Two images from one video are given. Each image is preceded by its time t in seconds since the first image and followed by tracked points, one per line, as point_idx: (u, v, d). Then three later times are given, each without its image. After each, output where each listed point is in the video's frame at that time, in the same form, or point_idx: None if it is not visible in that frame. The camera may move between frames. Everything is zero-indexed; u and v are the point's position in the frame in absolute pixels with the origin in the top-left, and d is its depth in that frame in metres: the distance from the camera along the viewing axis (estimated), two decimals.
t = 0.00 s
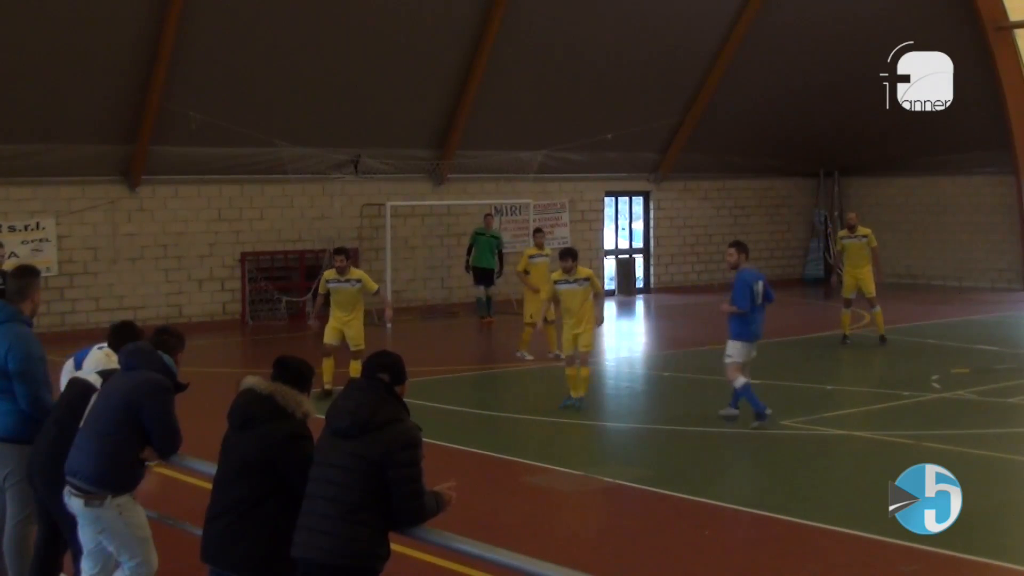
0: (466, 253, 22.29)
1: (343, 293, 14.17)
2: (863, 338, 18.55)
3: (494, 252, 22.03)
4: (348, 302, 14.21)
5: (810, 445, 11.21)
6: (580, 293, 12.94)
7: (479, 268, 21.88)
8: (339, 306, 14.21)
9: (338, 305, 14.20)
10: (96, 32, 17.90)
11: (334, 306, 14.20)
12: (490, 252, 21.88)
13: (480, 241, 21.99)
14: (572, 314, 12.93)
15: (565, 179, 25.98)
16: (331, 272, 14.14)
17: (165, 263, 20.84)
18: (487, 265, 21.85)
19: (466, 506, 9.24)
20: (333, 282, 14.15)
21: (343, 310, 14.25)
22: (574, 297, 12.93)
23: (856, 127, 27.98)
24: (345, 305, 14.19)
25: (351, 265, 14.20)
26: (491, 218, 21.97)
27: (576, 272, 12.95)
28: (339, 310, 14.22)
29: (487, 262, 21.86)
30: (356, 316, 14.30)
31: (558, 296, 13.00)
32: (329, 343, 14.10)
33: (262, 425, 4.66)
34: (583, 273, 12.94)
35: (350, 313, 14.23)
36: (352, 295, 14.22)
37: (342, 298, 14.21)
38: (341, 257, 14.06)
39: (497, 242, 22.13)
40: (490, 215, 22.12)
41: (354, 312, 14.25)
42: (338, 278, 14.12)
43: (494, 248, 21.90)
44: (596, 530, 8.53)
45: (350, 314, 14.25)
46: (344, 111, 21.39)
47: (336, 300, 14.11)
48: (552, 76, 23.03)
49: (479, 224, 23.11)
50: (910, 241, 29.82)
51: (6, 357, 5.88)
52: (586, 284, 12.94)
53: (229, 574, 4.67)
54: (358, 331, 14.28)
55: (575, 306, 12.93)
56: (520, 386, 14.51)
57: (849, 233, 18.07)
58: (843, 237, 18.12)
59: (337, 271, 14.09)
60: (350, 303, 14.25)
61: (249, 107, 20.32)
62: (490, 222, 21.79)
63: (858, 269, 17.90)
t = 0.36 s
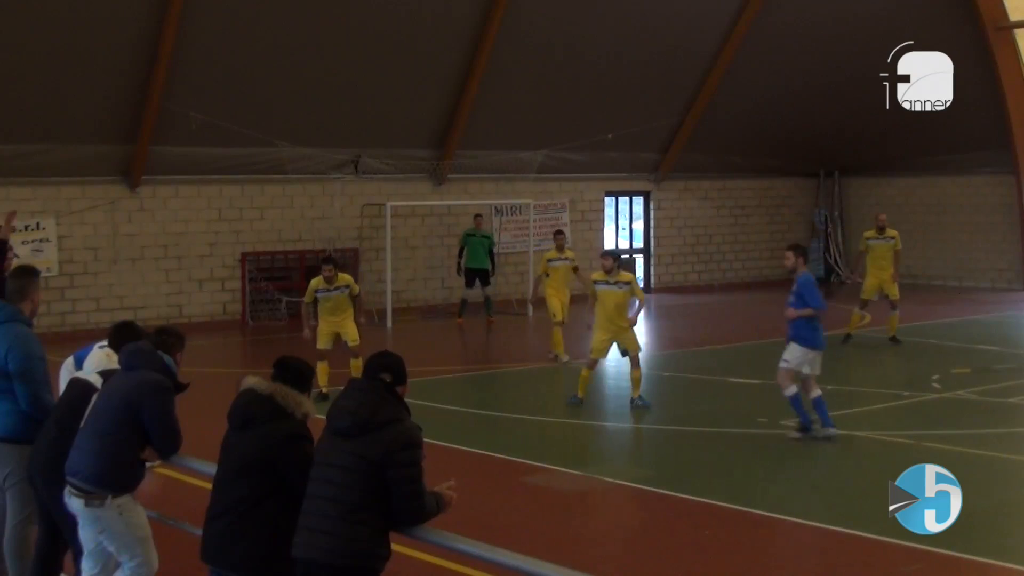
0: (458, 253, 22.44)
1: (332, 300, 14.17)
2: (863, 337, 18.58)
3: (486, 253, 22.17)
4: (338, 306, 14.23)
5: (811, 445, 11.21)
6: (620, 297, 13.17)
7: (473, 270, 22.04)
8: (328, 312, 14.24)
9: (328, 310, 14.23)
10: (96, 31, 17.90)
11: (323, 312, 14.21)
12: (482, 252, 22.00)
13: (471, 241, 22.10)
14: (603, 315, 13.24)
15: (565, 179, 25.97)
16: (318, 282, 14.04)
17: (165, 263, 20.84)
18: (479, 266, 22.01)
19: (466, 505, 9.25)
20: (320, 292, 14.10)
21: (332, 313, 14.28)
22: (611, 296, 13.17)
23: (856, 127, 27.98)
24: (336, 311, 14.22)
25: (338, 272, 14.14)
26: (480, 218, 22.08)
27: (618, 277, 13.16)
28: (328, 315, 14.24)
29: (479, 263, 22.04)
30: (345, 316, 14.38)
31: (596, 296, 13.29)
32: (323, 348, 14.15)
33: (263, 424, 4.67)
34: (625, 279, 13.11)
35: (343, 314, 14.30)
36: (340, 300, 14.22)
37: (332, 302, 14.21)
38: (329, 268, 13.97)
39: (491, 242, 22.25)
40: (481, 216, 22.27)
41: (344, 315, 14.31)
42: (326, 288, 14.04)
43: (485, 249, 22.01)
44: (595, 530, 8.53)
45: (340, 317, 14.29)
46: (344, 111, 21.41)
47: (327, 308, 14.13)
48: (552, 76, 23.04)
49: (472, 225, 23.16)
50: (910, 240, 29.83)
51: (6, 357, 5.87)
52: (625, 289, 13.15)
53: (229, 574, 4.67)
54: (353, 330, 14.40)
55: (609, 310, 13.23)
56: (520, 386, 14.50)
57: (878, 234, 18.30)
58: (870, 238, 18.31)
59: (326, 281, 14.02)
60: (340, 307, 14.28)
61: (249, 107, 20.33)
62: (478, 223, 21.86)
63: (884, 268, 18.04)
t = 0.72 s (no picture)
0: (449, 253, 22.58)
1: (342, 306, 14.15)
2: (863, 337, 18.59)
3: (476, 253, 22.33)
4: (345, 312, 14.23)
5: (810, 445, 11.21)
6: (651, 298, 13.04)
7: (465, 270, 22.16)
8: (333, 315, 14.19)
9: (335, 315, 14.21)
10: (96, 31, 17.90)
11: (329, 317, 14.19)
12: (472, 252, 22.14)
13: (461, 242, 22.23)
14: (641, 319, 13.04)
15: (565, 179, 25.98)
16: (329, 286, 14.07)
17: (164, 263, 20.84)
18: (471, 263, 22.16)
19: (466, 505, 9.25)
20: (330, 297, 14.09)
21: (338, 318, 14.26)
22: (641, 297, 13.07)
23: (856, 127, 27.99)
24: (343, 316, 14.21)
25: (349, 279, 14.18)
26: (465, 218, 22.20)
27: (646, 278, 13.08)
28: (333, 320, 14.20)
29: (471, 262, 22.19)
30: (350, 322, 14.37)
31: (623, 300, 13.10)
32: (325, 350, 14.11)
33: (263, 424, 4.67)
34: (653, 279, 13.03)
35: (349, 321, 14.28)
36: (349, 306, 14.21)
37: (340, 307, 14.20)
38: (341, 272, 14.02)
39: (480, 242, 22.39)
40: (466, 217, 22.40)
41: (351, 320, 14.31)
42: (337, 293, 14.06)
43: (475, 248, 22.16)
44: (595, 530, 8.51)
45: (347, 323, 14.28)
46: (344, 111, 21.41)
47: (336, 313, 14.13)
48: (552, 76, 23.05)
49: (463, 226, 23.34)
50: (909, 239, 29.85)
51: (6, 357, 5.87)
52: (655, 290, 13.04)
53: (229, 574, 4.68)
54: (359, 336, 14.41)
55: (644, 313, 13.04)
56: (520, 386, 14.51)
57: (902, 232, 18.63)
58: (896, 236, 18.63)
59: (337, 285, 14.05)
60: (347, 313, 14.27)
61: (249, 107, 20.33)
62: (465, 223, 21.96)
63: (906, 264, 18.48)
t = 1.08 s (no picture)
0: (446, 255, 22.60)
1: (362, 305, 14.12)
2: (857, 335, 18.64)
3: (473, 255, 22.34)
4: (362, 309, 14.19)
5: (805, 443, 11.22)
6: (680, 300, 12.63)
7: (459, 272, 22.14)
8: (351, 312, 14.15)
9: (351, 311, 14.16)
10: (91, 31, 17.89)
11: (347, 312, 14.14)
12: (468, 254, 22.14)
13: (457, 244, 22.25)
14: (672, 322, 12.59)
15: (559, 179, 25.99)
16: (356, 285, 13.96)
17: (158, 262, 20.83)
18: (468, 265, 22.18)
19: (460, 505, 9.24)
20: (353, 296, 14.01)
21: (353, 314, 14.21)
22: (672, 302, 12.63)
23: (850, 126, 28.04)
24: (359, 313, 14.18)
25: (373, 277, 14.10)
26: (465, 221, 22.24)
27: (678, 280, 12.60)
28: (349, 316, 14.17)
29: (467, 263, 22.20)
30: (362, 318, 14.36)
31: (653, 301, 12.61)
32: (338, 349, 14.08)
33: (258, 424, 4.67)
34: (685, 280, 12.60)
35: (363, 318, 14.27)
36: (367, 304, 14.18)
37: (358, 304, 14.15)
38: (371, 273, 13.90)
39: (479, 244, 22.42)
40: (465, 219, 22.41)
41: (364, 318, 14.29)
42: (363, 292, 13.98)
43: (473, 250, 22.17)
44: (591, 531, 8.50)
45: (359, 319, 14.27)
46: (339, 111, 21.41)
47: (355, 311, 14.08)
48: (546, 76, 23.07)
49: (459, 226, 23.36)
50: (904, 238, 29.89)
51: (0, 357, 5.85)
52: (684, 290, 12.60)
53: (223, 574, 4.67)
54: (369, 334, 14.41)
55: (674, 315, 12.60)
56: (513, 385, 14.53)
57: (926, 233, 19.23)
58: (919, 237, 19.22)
59: (364, 285, 13.95)
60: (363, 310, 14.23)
61: (243, 107, 20.32)
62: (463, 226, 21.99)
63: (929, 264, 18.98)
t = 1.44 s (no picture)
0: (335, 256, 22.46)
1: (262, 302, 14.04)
2: (736, 331, 18.97)
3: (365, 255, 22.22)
4: (261, 307, 14.08)
5: (690, 439, 11.36)
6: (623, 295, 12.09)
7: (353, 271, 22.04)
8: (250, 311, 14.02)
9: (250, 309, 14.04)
10: None
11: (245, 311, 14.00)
12: (359, 252, 22.06)
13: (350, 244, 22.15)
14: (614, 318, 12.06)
15: (446, 177, 26.01)
16: (255, 282, 13.88)
17: (37, 263, 20.35)
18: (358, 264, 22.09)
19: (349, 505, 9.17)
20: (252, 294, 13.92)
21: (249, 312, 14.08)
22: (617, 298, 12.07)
23: (734, 126, 28.51)
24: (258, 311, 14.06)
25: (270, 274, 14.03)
26: (355, 221, 22.09)
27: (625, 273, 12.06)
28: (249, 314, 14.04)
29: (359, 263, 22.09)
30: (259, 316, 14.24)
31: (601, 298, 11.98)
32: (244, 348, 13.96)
33: (139, 426, 4.59)
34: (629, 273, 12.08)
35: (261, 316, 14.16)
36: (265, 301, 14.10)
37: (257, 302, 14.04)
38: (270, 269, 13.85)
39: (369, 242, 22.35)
40: (356, 219, 22.31)
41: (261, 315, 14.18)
42: (262, 290, 13.91)
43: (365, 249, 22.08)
44: (481, 529, 8.49)
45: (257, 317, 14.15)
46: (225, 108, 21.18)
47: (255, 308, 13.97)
48: (435, 76, 23.10)
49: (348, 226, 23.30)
50: (785, 235, 30.50)
51: None
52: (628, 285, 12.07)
53: None
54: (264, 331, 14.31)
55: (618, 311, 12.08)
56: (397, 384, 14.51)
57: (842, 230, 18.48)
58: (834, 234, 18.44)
59: (264, 282, 13.89)
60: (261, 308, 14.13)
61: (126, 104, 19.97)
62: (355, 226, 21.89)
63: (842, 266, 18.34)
